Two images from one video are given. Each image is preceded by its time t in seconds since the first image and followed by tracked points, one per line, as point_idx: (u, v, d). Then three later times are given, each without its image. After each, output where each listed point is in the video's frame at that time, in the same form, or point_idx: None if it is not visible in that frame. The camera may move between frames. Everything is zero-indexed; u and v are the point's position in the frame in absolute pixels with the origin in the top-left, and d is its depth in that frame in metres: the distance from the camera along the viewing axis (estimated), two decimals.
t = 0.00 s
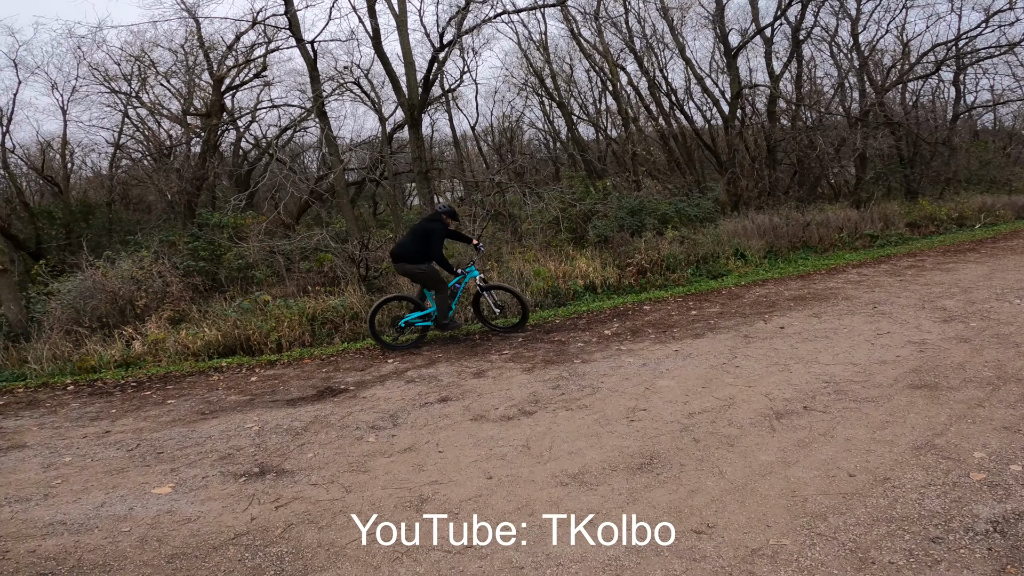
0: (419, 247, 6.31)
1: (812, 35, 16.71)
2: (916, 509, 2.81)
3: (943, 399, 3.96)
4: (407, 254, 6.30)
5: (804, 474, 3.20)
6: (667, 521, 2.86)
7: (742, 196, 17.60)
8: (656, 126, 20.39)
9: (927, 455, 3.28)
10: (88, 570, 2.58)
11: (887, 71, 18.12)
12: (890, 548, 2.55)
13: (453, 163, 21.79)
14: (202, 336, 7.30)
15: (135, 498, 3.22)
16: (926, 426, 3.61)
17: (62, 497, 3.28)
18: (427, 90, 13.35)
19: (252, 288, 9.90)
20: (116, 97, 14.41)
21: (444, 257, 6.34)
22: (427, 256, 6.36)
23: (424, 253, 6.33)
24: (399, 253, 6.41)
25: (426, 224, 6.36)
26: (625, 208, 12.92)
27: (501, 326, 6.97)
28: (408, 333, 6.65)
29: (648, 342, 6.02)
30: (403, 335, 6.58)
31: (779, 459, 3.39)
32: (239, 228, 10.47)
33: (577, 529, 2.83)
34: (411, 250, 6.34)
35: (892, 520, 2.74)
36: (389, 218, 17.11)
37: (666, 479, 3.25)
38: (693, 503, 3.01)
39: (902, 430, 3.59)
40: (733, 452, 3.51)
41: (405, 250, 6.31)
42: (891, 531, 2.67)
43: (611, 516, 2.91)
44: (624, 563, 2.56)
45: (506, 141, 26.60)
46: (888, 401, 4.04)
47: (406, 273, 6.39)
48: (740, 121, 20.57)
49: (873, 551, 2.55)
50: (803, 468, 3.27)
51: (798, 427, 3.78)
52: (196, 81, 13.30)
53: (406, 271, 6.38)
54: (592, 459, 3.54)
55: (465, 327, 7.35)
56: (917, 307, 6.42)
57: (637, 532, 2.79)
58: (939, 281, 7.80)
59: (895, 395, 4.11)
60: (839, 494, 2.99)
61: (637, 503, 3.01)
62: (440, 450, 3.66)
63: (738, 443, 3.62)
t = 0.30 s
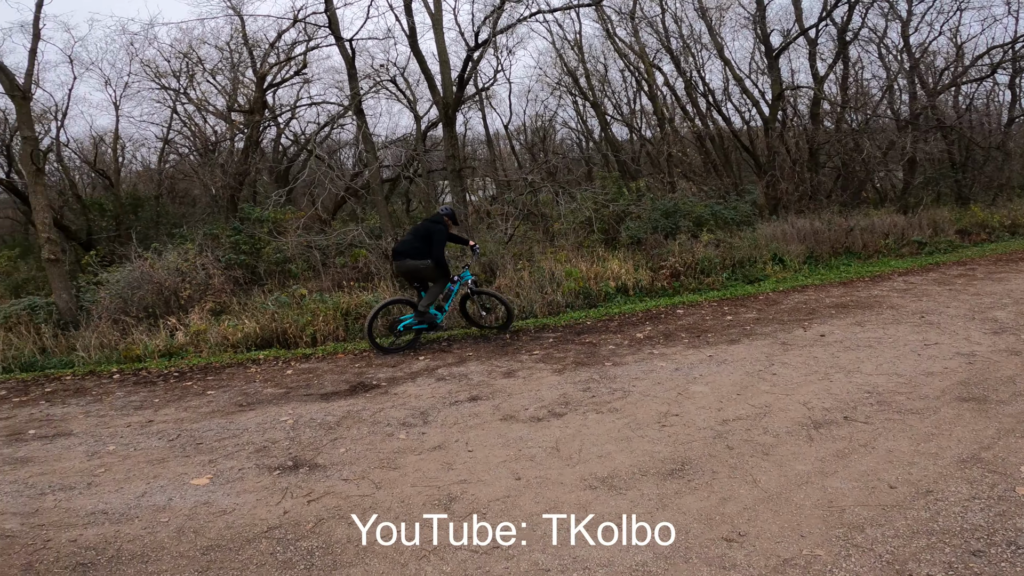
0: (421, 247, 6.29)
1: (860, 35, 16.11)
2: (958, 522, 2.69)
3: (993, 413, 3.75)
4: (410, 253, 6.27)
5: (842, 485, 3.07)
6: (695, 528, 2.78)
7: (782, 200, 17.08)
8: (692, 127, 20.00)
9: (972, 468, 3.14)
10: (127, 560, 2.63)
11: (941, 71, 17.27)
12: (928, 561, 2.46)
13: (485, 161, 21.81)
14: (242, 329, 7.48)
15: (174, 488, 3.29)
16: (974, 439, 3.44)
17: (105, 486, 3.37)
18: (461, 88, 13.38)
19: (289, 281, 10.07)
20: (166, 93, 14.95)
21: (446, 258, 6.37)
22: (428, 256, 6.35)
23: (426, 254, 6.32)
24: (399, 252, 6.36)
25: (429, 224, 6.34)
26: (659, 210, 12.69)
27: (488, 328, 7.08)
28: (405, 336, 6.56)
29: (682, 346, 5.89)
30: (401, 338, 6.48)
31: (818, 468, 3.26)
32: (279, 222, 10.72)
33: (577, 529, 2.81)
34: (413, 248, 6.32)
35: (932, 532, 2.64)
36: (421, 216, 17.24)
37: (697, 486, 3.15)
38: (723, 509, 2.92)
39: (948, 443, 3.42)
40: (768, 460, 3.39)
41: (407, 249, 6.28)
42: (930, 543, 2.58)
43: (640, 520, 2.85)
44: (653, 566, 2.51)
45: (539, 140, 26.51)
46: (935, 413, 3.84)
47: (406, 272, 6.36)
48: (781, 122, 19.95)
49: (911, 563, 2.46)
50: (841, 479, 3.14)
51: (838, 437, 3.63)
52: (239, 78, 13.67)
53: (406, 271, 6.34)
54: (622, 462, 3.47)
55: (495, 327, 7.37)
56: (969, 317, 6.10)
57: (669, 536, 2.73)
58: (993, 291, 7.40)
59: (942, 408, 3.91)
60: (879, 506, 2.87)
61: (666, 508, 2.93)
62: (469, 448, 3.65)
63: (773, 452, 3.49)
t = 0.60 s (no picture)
0: (434, 247, 6.21)
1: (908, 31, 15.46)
2: (1003, 532, 2.59)
3: None
4: (423, 254, 6.16)
5: (883, 492, 2.96)
6: (728, 532, 2.70)
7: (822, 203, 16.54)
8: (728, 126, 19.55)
9: (1020, 478, 3.01)
10: (164, 549, 2.67)
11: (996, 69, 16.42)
12: (971, 570, 2.36)
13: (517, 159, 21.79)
14: (278, 321, 7.64)
15: (211, 478, 3.37)
16: None
17: (146, 474, 3.47)
18: (494, 86, 13.37)
19: (323, 276, 10.23)
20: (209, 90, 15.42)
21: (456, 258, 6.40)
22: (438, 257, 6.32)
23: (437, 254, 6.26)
24: (409, 251, 6.21)
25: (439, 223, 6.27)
26: (692, 210, 12.44)
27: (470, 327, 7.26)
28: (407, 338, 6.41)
29: (715, 349, 5.75)
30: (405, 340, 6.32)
31: (858, 476, 3.14)
32: (314, 217, 10.93)
33: (577, 529, 2.77)
34: (424, 248, 6.22)
35: (974, 541, 2.55)
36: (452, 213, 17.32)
37: (730, 489, 3.06)
38: (757, 513, 2.84)
39: (997, 453, 3.27)
40: (805, 466, 3.28)
41: (419, 250, 6.16)
42: (972, 552, 2.48)
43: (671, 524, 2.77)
44: (684, 567, 2.46)
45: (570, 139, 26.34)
46: (983, 423, 3.66)
47: (417, 272, 6.22)
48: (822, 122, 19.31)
49: (953, 571, 2.37)
50: (882, 487, 3.02)
51: (879, 443, 3.50)
52: (278, 76, 13.98)
53: (417, 271, 6.21)
54: (653, 464, 3.40)
55: (524, 326, 7.38)
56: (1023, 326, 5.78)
57: (699, 539, 2.66)
58: None
59: (990, 417, 3.73)
60: (920, 514, 2.77)
61: (698, 511, 2.86)
62: (498, 445, 3.64)
63: (811, 457, 3.37)
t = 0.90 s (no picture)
0: (449, 241, 6.21)
1: (956, 27, 14.78)
2: None
3: None
4: (439, 249, 6.10)
5: (920, 500, 2.84)
6: (757, 537, 2.62)
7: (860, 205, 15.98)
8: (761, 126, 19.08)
9: None
10: (193, 539, 2.72)
11: None
12: None
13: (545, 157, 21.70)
14: (308, 315, 7.78)
15: (241, 469, 3.44)
16: None
17: (178, 464, 3.55)
18: (522, 84, 13.33)
19: (352, 271, 10.36)
20: (245, 87, 15.78)
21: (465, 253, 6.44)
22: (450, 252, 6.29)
23: (450, 250, 6.26)
24: (423, 244, 6.11)
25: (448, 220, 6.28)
26: (724, 211, 12.19)
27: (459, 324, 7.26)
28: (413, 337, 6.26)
29: (746, 352, 5.61)
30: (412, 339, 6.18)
31: (894, 483, 3.02)
32: (345, 213, 11.10)
33: (577, 529, 2.73)
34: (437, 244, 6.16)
35: (1015, 550, 2.44)
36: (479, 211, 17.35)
37: (760, 494, 2.97)
38: (787, 519, 2.75)
39: None
40: (838, 472, 3.16)
41: (435, 245, 6.10)
42: (1013, 561, 2.38)
43: (697, 527, 2.71)
44: (709, 571, 2.40)
45: (598, 137, 26.13)
46: None
47: (433, 267, 6.14)
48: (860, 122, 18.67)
49: None
50: (920, 494, 2.89)
51: (919, 449, 3.35)
52: (311, 74, 14.23)
53: (433, 267, 6.14)
54: (680, 466, 3.34)
55: (550, 325, 7.35)
56: None
57: (726, 544, 2.58)
58: None
59: None
60: (959, 521, 2.66)
61: (725, 515, 2.79)
62: (523, 442, 3.62)
63: (845, 463, 3.25)
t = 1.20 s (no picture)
0: (467, 221, 6.34)
1: (998, 27, 14.26)
2: None
3: None
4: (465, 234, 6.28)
5: (945, 510, 2.77)
6: (773, 544, 2.58)
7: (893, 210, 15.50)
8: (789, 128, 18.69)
9: None
10: (212, 531, 2.78)
11: None
12: None
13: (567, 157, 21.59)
14: (330, 311, 7.89)
15: (260, 463, 3.50)
16: None
17: (201, 457, 3.64)
18: (546, 85, 13.30)
19: (373, 268, 10.46)
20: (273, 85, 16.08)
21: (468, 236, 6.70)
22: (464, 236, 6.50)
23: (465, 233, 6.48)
24: (448, 224, 6.19)
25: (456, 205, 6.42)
26: (749, 214, 11.98)
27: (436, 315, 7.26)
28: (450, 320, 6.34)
29: (770, 357, 5.51)
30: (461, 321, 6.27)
31: (918, 492, 2.94)
32: (368, 211, 11.22)
33: (577, 529, 2.73)
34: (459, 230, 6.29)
35: None
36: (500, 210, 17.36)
37: (778, 500, 2.91)
38: (805, 526, 2.70)
39: None
40: (861, 480, 3.09)
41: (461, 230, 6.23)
42: None
43: (712, 532, 2.67)
44: None
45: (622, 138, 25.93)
46: None
47: (449, 247, 6.23)
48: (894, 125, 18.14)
49: None
50: (944, 504, 2.82)
51: (946, 459, 3.26)
52: (337, 73, 14.42)
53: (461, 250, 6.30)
54: (697, 471, 3.29)
55: (569, 326, 7.32)
56: None
57: (742, 550, 2.54)
58: None
59: None
60: (982, 532, 2.60)
61: (742, 521, 2.74)
62: (539, 443, 3.63)
63: (868, 471, 3.17)
